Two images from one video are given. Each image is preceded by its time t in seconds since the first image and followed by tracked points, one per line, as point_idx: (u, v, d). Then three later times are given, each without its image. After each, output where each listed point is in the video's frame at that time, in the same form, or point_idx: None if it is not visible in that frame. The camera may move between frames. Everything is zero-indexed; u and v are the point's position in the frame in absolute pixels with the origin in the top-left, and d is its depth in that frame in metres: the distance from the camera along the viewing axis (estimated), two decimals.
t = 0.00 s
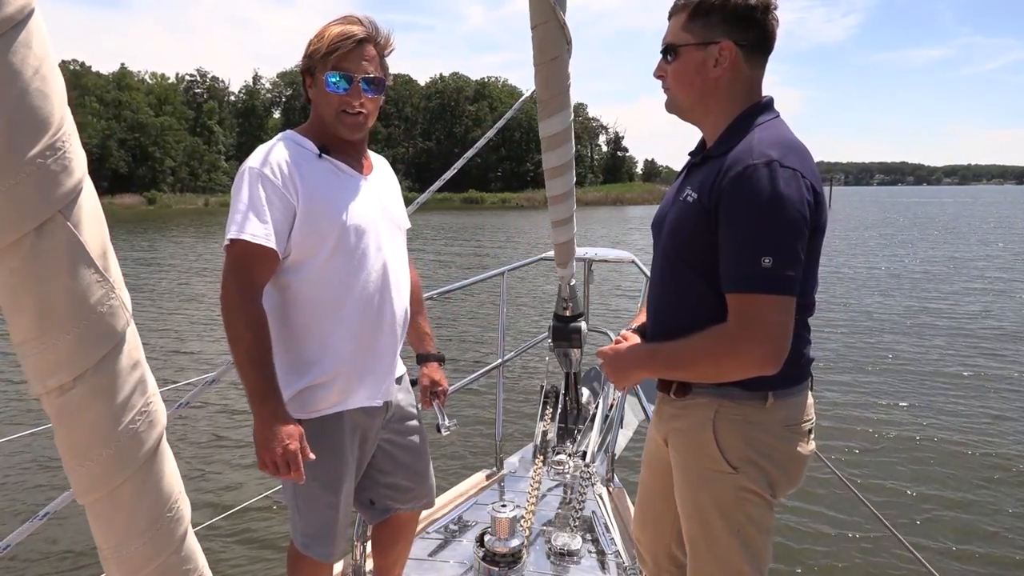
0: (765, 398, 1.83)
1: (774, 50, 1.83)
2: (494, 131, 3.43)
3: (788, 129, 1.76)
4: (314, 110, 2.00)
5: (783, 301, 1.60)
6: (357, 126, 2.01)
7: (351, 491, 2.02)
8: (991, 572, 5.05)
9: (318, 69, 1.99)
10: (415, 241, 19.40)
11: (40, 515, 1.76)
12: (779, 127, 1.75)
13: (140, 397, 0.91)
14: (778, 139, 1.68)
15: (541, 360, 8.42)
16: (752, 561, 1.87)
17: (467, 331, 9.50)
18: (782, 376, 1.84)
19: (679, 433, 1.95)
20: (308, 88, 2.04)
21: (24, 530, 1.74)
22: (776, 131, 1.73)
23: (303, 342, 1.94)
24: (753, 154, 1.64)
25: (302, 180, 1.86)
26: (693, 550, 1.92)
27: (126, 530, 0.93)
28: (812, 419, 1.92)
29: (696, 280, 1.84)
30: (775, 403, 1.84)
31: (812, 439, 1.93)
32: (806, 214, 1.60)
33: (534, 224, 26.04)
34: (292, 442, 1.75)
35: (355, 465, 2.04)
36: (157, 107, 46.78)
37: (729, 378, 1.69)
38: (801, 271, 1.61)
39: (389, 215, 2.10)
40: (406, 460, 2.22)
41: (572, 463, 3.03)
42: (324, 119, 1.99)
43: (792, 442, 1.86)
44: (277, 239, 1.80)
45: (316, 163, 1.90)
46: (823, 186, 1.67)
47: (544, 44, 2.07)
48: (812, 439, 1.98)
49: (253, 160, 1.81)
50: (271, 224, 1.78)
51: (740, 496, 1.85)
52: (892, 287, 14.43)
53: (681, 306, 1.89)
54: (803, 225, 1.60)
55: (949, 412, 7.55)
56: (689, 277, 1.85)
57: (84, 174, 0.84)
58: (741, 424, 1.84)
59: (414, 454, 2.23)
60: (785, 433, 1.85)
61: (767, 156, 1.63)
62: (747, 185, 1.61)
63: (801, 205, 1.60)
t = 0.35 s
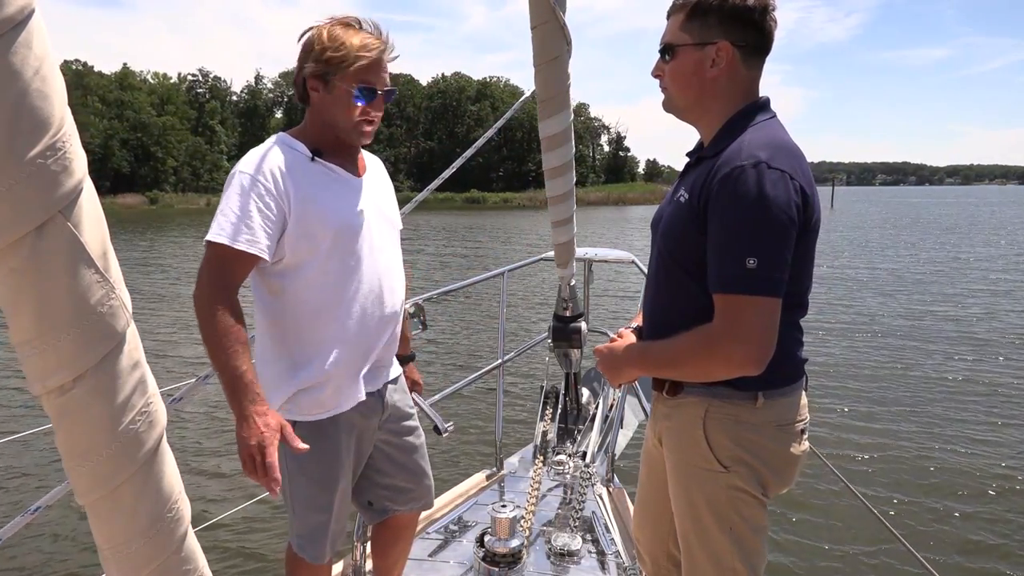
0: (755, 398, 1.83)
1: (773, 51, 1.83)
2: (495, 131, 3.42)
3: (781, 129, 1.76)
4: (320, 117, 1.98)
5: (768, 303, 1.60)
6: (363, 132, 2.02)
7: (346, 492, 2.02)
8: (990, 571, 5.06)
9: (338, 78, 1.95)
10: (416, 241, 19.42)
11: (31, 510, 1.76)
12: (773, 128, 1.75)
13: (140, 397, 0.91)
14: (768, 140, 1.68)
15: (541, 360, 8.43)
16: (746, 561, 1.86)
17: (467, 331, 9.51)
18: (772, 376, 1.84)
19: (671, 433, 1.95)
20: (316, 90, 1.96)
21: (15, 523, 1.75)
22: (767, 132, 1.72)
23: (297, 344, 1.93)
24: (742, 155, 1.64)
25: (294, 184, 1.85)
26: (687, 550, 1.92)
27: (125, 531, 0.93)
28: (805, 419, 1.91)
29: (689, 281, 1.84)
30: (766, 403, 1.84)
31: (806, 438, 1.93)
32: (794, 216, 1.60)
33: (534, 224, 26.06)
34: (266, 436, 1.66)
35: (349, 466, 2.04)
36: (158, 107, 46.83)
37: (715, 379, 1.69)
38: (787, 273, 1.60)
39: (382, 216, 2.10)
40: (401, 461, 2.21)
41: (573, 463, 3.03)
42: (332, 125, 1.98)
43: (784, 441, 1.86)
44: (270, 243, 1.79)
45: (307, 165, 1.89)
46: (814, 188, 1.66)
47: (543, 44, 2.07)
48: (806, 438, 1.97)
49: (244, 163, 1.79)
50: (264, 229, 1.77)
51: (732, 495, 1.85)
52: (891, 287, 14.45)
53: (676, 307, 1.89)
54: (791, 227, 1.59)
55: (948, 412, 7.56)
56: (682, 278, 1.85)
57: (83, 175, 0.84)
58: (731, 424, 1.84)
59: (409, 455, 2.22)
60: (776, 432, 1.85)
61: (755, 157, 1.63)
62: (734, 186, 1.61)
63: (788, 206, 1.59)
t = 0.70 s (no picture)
0: (755, 398, 1.83)
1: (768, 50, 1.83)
2: (495, 130, 3.42)
3: (780, 130, 1.76)
4: (345, 138, 1.99)
5: (769, 303, 1.60)
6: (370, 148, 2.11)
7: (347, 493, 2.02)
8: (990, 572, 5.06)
9: (382, 110, 1.97)
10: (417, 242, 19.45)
11: (31, 512, 1.76)
12: (772, 129, 1.75)
13: (140, 397, 0.91)
14: (767, 141, 1.68)
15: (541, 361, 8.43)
16: (746, 561, 1.87)
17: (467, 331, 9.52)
18: (771, 376, 1.84)
19: (670, 434, 1.95)
20: (355, 115, 1.94)
21: (15, 525, 1.74)
22: (766, 132, 1.72)
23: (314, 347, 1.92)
24: (741, 156, 1.64)
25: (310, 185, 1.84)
26: (687, 551, 1.92)
27: (125, 531, 0.93)
28: (804, 419, 1.92)
29: (688, 281, 1.85)
30: (765, 403, 1.84)
31: (805, 438, 1.93)
32: (794, 216, 1.60)
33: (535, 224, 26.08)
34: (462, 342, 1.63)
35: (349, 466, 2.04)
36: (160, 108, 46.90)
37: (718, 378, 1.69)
38: (786, 274, 1.60)
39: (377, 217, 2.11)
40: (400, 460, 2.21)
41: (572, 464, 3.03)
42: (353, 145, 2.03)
43: (783, 442, 1.86)
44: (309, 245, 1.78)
45: (314, 168, 1.88)
46: (813, 188, 1.66)
47: (544, 45, 2.07)
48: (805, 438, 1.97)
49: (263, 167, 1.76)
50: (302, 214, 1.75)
51: (731, 495, 1.85)
52: (892, 287, 14.45)
53: (675, 308, 1.89)
54: (791, 227, 1.59)
55: (950, 413, 7.56)
56: (682, 278, 1.85)
57: (83, 175, 0.84)
58: (731, 424, 1.84)
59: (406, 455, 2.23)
60: (776, 433, 1.85)
61: (755, 158, 1.63)
62: (734, 186, 1.61)
63: (788, 206, 1.60)
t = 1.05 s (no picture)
0: (754, 399, 1.83)
1: (748, 47, 1.80)
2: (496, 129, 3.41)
3: (778, 130, 1.76)
4: (344, 139, 1.98)
5: (768, 303, 1.60)
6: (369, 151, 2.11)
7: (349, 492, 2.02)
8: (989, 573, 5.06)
9: (385, 110, 1.98)
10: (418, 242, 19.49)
11: (30, 512, 1.75)
12: (770, 128, 1.74)
13: (140, 398, 0.91)
14: (765, 141, 1.68)
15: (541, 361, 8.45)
16: (746, 560, 1.86)
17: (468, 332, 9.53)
18: (771, 376, 1.84)
19: (670, 433, 1.95)
20: (356, 115, 1.94)
21: (15, 525, 1.74)
22: (765, 132, 1.72)
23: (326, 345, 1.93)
24: (740, 155, 1.64)
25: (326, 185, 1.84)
26: (686, 550, 1.92)
27: (125, 531, 0.93)
28: (804, 420, 1.92)
29: (687, 280, 1.85)
30: (764, 404, 1.84)
31: (805, 439, 1.93)
32: (793, 215, 1.60)
33: (536, 225, 26.10)
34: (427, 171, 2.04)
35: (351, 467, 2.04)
36: (162, 108, 47.02)
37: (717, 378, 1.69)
38: (785, 273, 1.60)
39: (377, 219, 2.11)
40: (400, 460, 2.21)
41: (572, 465, 3.03)
42: (352, 147, 2.02)
43: (782, 442, 1.86)
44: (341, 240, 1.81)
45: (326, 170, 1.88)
46: (811, 189, 1.67)
47: (542, 47, 2.07)
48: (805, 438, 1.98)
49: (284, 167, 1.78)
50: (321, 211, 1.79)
51: (731, 496, 1.85)
52: (893, 288, 14.47)
53: (673, 308, 1.90)
54: (789, 227, 1.59)
55: (949, 414, 7.57)
56: (681, 277, 1.85)
57: (83, 176, 0.84)
58: (730, 425, 1.84)
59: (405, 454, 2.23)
60: (775, 433, 1.85)
61: (753, 157, 1.63)
62: (733, 185, 1.61)
63: (787, 206, 1.60)
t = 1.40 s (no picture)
0: (747, 399, 1.83)
1: (738, 47, 1.80)
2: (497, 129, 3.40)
3: (772, 129, 1.75)
4: (345, 139, 1.98)
5: (750, 303, 1.60)
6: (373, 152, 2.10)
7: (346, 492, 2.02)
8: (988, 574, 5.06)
9: (389, 111, 1.95)
10: (418, 243, 19.51)
11: (29, 512, 1.75)
12: (761, 127, 1.74)
13: (139, 399, 0.91)
14: (753, 140, 1.67)
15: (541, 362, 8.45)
16: (742, 561, 1.86)
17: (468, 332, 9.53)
18: (765, 376, 1.83)
19: (667, 432, 1.95)
20: (359, 115, 1.93)
21: (14, 526, 1.74)
22: (756, 132, 1.71)
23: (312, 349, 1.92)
24: (724, 155, 1.64)
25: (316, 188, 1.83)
26: (682, 551, 1.92)
27: (125, 532, 0.93)
28: (801, 421, 1.91)
29: (679, 279, 1.85)
30: (758, 404, 1.84)
31: (801, 440, 1.93)
32: (775, 215, 1.60)
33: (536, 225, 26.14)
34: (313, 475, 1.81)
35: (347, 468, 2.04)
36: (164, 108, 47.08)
37: (698, 376, 1.71)
38: (767, 273, 1.60)
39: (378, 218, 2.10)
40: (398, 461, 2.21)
41: (572, 465, 3.03)
42: (355, 147, 2.01)
43: (778, 443, 1.86)
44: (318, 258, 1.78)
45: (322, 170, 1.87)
46: (797, 189, 1.66)
47: (540, 47, 2.07)
48: (803, 439, 1.97)
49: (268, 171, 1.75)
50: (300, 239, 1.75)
51: (727, 496, 1.85)
52: (892, 289, 14.49)
53: (667, 307, 1.90)
54: (772, 226, 1.59)
55: (950, 415, 7.57)
56: (673, 276, 1.85)
57: (83, 176, 0.84)
58: (725, 425, 1.84)
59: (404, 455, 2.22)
60: (770, 434, 1.85)
61: (737, 157, 1.62)
62: (716, 185, 1.61)
63: (769, 206, 1.59)
